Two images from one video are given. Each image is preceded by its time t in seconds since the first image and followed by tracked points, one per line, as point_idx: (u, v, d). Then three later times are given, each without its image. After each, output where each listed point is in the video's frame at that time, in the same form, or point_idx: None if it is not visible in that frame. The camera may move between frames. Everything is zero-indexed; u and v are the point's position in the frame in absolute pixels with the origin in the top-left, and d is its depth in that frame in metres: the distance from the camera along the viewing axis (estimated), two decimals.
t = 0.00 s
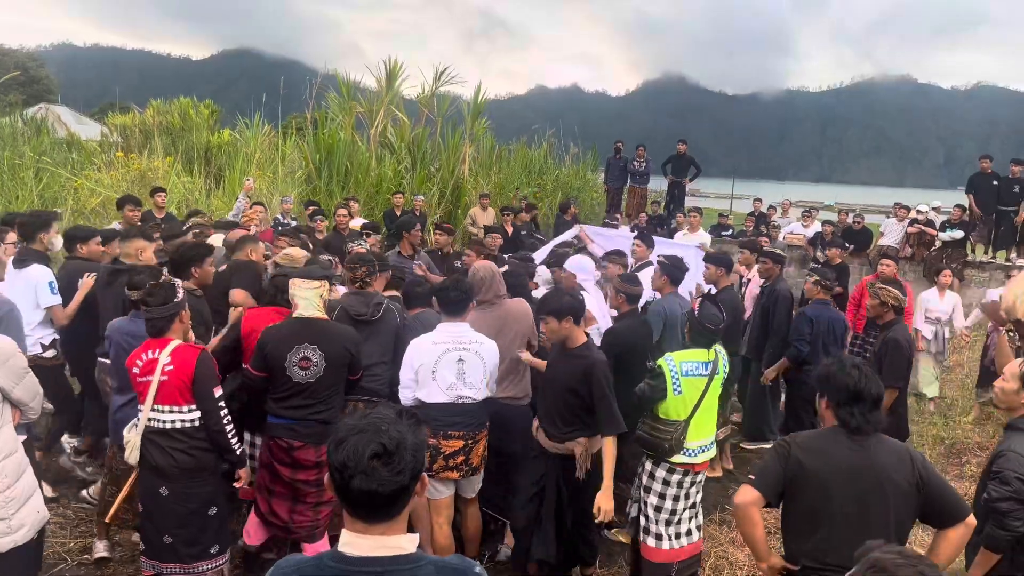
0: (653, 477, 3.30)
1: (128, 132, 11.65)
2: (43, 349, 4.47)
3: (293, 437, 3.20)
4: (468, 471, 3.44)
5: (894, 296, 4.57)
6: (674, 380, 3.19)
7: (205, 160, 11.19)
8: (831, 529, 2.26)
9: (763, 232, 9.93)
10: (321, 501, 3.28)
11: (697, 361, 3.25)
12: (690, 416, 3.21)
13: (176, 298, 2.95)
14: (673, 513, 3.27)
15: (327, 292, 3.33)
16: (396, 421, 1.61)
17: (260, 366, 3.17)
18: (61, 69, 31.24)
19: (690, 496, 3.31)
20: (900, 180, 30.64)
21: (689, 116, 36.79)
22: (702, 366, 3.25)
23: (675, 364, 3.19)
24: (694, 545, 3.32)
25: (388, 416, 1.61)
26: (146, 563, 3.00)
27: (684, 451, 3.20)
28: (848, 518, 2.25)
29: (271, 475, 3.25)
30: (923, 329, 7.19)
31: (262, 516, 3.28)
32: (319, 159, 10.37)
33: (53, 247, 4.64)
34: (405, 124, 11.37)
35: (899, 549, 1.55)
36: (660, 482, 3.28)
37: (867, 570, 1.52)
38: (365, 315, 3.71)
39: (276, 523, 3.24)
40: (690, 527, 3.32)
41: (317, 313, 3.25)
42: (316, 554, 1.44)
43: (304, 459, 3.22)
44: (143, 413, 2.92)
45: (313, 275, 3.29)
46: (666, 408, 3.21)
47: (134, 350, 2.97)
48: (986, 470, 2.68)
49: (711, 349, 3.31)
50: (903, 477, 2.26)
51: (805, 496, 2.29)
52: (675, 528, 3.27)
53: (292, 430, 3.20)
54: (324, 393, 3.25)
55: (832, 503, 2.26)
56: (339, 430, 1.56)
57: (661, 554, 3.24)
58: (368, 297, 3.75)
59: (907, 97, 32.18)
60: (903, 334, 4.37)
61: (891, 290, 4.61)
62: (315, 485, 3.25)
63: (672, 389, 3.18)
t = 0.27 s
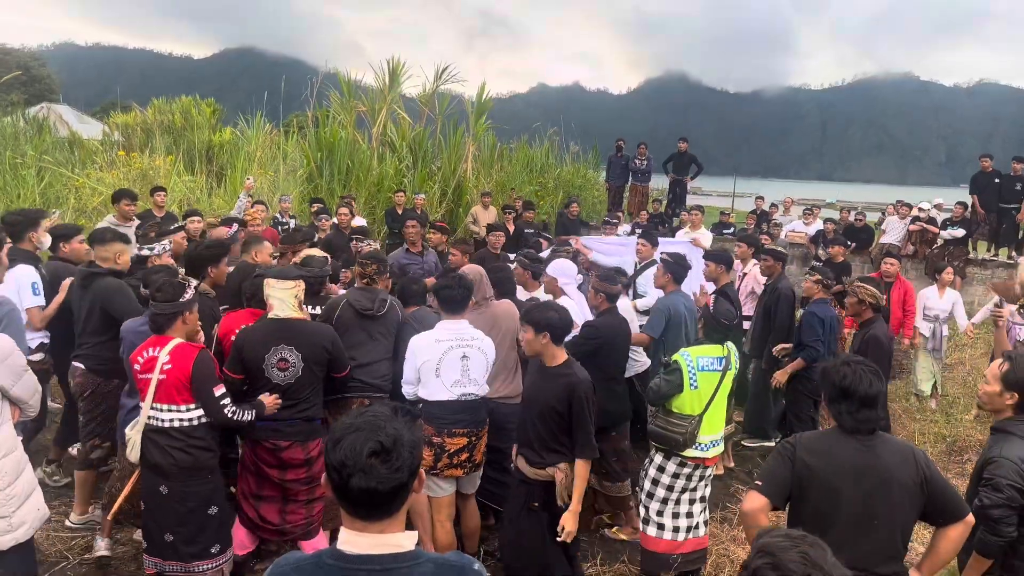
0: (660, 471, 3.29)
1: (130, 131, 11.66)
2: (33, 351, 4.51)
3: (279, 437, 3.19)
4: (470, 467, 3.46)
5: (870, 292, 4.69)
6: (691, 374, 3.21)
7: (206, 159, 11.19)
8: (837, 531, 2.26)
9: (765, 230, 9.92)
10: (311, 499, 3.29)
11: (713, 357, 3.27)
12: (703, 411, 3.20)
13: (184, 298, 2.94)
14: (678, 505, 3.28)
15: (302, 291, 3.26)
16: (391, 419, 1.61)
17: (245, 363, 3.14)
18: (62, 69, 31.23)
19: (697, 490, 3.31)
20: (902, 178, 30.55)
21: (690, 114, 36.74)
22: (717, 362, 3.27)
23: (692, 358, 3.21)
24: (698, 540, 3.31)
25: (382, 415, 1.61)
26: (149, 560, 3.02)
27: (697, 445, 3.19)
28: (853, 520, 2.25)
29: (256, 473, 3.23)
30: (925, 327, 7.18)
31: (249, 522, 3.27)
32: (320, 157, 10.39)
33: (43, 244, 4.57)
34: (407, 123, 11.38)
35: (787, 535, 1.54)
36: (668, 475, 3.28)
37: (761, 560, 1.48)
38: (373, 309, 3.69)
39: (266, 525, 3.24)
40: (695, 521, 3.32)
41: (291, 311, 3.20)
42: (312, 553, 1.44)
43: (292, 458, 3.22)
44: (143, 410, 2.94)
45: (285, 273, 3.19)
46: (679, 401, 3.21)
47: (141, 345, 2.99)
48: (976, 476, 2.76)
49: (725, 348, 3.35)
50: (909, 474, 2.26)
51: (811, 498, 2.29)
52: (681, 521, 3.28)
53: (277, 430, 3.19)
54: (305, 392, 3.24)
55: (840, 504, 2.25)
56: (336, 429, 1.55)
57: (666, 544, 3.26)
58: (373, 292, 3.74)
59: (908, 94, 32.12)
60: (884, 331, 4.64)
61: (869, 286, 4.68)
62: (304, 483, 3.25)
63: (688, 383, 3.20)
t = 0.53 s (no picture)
0: (665, 466, 3.29)
1: (134, 129, 11.69)
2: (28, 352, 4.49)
3: (269, 440, 3.18)
4: (476, 462, 3.47)
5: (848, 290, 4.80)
6: (699, 371, 3.21)
7: (210, 158, 11.21)
8: (840, 529, 2.26)
9: (768, 228, 9.91)
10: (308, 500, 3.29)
11: (719, 353, 3.27)
12: (710, 407, 3.21)
13: (202, 303, 2.92)
14: (679, 499, 3.28)
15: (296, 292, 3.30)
16: (392, 415, 1.61)
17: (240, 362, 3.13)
18: (68, 67, 31.32)
19: (701, 486, 3.31)
20: (906, 176, 30.46)
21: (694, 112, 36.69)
22: (724, 357, 3.26)
23: (699, 356, 3.20)
24: (700, 536, 3.30)
25: (383, 411, 1.62)
26: (162, 560, 3.04)
27: (702, 441, 3.21)
28: (856, 517, 2.24)
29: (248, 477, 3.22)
30: (932, 326, 7.16)
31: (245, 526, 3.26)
32: (323, 155, 10.43)
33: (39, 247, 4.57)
34: (410, 122, 11.36)
35: (761, 527, 1.56)
36: (672, 469, 3.28)
37: (737, 548, 1.50)
38: (367, 307, 3.70)
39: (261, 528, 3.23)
40: (698, 516, 3.31)
41: (283, 313, 3.21)
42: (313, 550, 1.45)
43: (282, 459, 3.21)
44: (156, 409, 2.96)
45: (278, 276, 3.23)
46: (687, 398, 3.21)
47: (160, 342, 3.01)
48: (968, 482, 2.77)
49: (730, 343, 3.35)
50: (911, 471, 2.26)
51: (813, 495, 2.29)
52: (684, 515, 3.28)
53: (269, 434, 3.17)
54: (297, 394, 3.24)
55: (843, 499, 2.25)
56: (337, 426, 1.56)
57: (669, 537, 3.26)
58: (368, 292, 3.75)
59: (913, 93, 32.03)
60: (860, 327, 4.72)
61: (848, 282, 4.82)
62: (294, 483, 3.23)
63: (697, 379, 3.20)
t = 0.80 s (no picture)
0: (669, 465, 3.28)
1: (140, 127, 11.72)
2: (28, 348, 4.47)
3: (288, 445, 3.22)
4: (480, 460, 3.47)
5: (837, 283, 4.44)
6: (700, 371, 3.19)
7: (215, 156, 11.23)
8: (843, 523, 2.25)
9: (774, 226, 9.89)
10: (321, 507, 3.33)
11: (718, 351, 3.26)
12: (713, 405, 3.21)
13: (231, 310, 2.83)
14: (685, 498, 3.27)
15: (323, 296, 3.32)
16: (398, 411, 1.61)
17: (261, 371, 3.13)
18: (74, 65, 31.41)
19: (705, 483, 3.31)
20: (912, 174, 30.30)
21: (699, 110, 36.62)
22: (722, 355, 3.25)
23: (700, 355, 3.19)
24: (705, 535, 3.29)
25: (388, 406, 1.62)
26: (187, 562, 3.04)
27: (706, 440, 3.21)
28: (858, 511, 2.24)
29: (265, 484, 3.29)
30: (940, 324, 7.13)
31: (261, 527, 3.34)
32: (328, 153, 10.43)
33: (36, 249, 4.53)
34: (414, 120, 11.35)
35: (752, 522, 1.59)
36: (676, 469, 3.27)
37: (728, 542, 1.52)
38: (358, 303, 3.69)
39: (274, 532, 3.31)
40: (702, 515, 3.30)
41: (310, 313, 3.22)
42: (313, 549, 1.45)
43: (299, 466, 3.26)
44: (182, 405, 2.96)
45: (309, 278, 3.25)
46: (689, 398, 3.19)
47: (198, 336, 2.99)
48: (959, 476, 2.79)
49: (728, 339, 3.34)
50: (914, 465, 2.26)
51: (817, 490, 2.29)
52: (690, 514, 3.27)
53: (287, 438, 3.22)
54: (321, 396, 3.27)
55: (846, 493, 2.25)
56: (343, 421, 1.56)
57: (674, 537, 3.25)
58: (358, 287, 3.74)
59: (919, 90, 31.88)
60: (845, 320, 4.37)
61: (837, 275, 4.48)
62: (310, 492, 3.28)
63: (699, 379, 3.18)
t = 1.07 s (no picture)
0: (670, 471, 3.28)
1: (147, 125, 11.75)
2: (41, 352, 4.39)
3: (297, 447, 3.23)
4: (486, 457, 3.48)
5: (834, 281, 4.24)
6: (697, 374, 3.15)
7: (222, 154, 11.25)
8: (836, 514, 2.27)
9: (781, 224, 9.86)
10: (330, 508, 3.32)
11: (712, 352, 3.23)
12: (708, 407, 3.19)
13: (256, 309, 2.76)
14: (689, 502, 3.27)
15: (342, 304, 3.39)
16: (404, 409, 1.61)
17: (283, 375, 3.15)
18: (82, 63, 31.51)
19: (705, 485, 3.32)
20: (921, 172, 30.12)
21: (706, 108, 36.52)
22: (716, 356, 3.23)
23: (695, 358, 3.15)
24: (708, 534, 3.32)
25: (394, 405, 1.62)
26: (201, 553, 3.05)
27: (705, 441, 3.22)
28: (848, 502, 2.25)
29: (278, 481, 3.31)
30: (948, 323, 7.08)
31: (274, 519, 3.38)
32: (335, 151, 10.47)
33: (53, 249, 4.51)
34: (421, 118, 11.35)
35: (734, 513, 1.57)
36: (678, 473, 3.27)
37: (707, 532, 1.51)
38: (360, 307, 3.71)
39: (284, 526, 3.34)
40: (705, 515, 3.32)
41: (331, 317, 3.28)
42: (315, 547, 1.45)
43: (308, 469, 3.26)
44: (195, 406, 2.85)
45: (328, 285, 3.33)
46: (685, 401, 3.16)
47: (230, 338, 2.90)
48: (944, 464, 2.81)
49: (722, 339, 3.31)
50: (901, 455, 2.28)
51: (810, 483, 2.28)
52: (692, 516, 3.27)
53: (296, 440, 3.23)
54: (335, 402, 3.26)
55: (835, 485, 2.26)
56: (349, 419, 1.56)
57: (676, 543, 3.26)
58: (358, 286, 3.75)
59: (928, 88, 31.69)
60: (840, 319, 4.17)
61: (834, 273, 4.30)
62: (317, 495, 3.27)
63: (695, 382, 3.14)
